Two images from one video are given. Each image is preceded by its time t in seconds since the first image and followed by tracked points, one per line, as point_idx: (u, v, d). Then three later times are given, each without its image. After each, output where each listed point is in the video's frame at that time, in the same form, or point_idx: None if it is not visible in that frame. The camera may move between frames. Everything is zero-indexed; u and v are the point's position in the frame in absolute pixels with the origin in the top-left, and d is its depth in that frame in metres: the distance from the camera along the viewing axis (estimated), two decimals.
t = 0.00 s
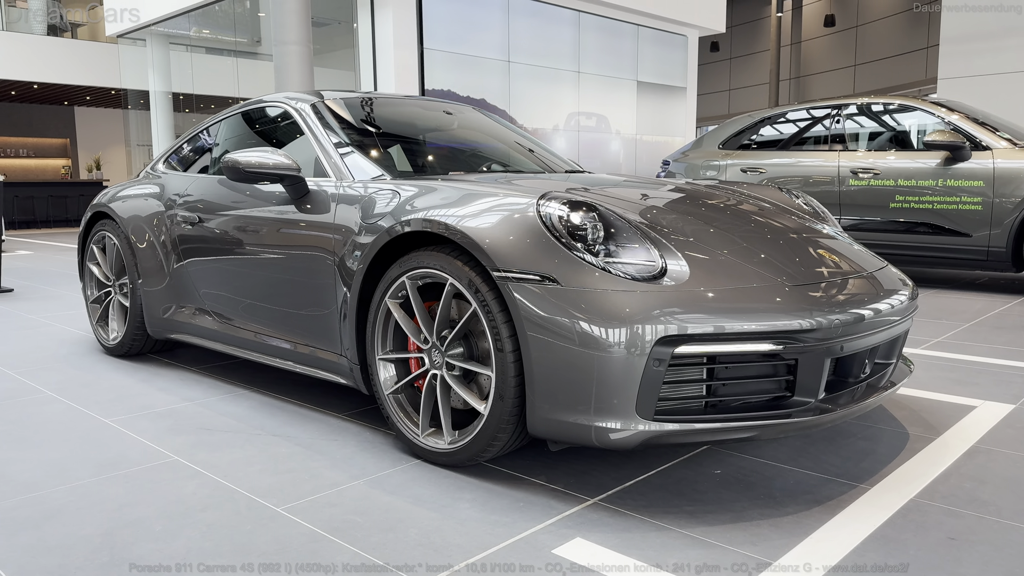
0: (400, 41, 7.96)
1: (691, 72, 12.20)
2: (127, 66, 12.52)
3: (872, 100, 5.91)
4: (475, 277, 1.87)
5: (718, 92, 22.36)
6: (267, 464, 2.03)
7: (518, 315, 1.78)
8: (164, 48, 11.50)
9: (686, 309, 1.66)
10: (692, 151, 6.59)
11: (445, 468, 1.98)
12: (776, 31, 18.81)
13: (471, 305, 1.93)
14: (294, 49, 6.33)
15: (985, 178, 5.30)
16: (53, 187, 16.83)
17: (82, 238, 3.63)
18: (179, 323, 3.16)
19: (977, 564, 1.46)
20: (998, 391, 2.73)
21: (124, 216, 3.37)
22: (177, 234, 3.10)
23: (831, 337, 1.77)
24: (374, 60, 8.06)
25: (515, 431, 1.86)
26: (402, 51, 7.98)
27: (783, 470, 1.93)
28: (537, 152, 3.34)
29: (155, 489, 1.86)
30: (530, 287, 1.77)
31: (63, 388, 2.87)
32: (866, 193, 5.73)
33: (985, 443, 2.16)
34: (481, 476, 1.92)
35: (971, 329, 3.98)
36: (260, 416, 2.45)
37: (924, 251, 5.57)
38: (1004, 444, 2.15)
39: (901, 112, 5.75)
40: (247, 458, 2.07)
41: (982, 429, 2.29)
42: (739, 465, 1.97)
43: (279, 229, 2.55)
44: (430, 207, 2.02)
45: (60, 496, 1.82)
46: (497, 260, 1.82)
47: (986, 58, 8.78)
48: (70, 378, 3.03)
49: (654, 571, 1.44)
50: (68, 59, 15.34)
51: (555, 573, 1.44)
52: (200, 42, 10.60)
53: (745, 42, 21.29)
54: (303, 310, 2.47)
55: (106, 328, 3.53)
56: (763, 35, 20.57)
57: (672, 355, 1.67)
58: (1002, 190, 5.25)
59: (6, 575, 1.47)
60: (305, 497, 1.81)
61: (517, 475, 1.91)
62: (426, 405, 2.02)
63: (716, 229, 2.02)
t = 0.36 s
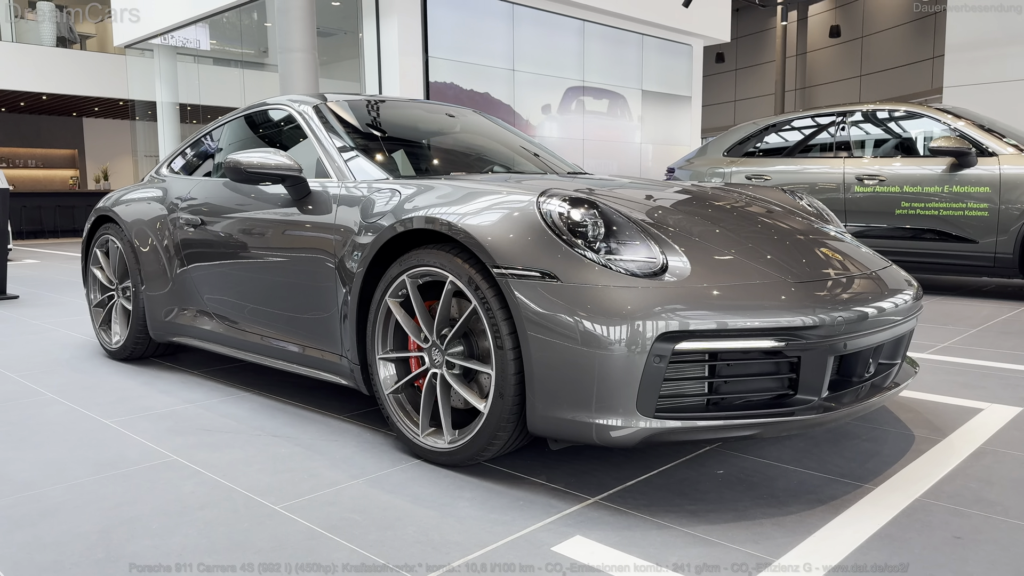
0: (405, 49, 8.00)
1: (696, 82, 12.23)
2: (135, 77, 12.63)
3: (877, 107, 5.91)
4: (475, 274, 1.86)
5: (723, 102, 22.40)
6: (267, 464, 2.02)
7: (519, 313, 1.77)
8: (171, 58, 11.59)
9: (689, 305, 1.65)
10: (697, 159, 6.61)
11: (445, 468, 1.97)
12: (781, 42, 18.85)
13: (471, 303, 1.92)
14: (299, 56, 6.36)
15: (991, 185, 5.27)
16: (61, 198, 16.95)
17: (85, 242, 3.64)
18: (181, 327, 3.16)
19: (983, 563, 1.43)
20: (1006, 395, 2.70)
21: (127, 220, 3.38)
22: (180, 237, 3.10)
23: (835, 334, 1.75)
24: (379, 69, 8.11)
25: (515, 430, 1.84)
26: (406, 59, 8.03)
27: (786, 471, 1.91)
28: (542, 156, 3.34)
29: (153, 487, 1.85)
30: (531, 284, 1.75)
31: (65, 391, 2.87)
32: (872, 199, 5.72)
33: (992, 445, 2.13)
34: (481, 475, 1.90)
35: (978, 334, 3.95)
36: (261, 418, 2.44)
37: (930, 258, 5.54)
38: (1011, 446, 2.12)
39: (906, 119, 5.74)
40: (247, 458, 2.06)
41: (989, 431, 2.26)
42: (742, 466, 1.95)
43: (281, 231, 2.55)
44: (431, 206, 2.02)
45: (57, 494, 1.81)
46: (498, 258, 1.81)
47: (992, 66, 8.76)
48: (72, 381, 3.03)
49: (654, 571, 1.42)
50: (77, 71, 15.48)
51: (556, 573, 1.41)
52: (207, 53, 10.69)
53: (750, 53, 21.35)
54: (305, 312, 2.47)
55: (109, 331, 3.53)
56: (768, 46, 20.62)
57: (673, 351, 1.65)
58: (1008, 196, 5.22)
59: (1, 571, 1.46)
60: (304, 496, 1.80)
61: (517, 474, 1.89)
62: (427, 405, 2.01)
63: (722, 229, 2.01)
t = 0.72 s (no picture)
0: (408, 55, 8.04)
1: (699, 88, 12.24)
2: (140, 83, 12.69)
3: (881, 112, 5.92)
4: (478, 275, 1.87)
5: (726, 108, 22.41)
6: (269, 466, 2.02)
7: (522, 314, 1.77)
8: (176, 65, 11.65)
9: (693, 306, 1.65)
10: (700, 164, 6.63)
11: (448, 470, 1.96)
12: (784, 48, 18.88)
13: (474, 304, 1.92)
14: (303, 61, 6.39)
15: (996, 189, 5.26)
16: (65, 204, 17.03)
17: (90, 246, 3.65)
18: (184, 330, 3.16)
19: (989, 565, 1.42)
20: (1010, 398, 2.69)
21: (131, 223, 3.38)
22: (184, 241, 3.11)
23: (839, 335, 1.74)
24: (383, 75, 8.15)
25: (519, 432, 1.84)
26: (410, 64, 8.07)
27: (791, 472, 1.90)
28: (546, 160, 3.35)
29: (157, 489, 1.85)
30: (534, 285, 1.75)
31: (69, 393, 2.88)
32: (875, 204, 5.72)
33: (997, 447, 2.13)
34: (484, 476, 1.90)
35: (982, 338, 3.94)
36: (264, 420, 2.44)
37: (934, 263, 5.53)
38: (1017, 448, 2.11)
39: (910, 124, 5.73)
40: (249, 460, 2.06)
41: (994, 434, 2.25)
42: (746, 468, 1.94)
43: (285, 234, 2.55)
44: (434, 207, 2.02)
45: (60, 495, 1.81)
46: (501, 259, 1.81)
47: (996, 72, 8.77)
48: (76, 384, 3.04)
49: (655, 571, 1.41)
50: (82, 78, 15.56)
51: (556, 573, 1.41)
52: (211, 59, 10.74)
53: (753, 59, 21.40)
54: (308, 314, 2.47)
55: (113, 335, 3.54)
56: (772, 52, 20.67)
57: (676, 352, 1.65)
58: (1012, 200, 5.20)
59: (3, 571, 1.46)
60: (306, 498, 1.80)
61: (520, 476, 1.89)
62: (430, 407, 2.01)
63: (724, 230, 2.01)
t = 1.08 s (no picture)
0: (408, 57, 8.06)
1: (700, 88, 12.22)
2: (140, 84, 12.69)
3: (882, 113, 5.90)
4: (477, 282, 1.86)
5: (726, 108, 22.40)
6: (267, 472, 2.01)
7: (521, 321, 1.76)
8: (176, 65, 11.65)
9: (692, 313, 1.64)
10: (701, 165, 6.62)
11: (447, 477, 1.96)
12: (784, 48, 18.87)
13: (473, 310, 1.91)
14: (303, 63, 6.38)
15: (996, 191, 5.25)
16: (66, 204, 17.06)
17: (89, 250, 3.64)
18: (183, 334, 3.16)
19: (990, 574, 1.42)
20: (1011, 403, 2.68)
21: (130, 227, 3.38)
22: (183, 244, 3.11)
23: (839, 342, 1.74)
24: (383, 77, 8.17)
25: (518, 439, 1.83)
26: (410, 65, 8.09)
27: (791, 480, 1.89)
28: (545, 163, 3.34)
29: (156, 496, 1.85)
30: (533, 292, 1.75)
31: (67, 398, 2.87)
32: (876, 205, 5.70)
33: (998, 454, 2.12)
34: (483, 483, 1.89)
35: (983, 341, 3.93)
36: (263, 426, 2.43)
37: (935, 265, 5.52)
38: (1018, 454, 2.10)
39: (911, 126, 5.71)
40: (248, 467, 2.05)
41: (995, 440, 2.24)
42: (747, 475, 1.93)
43: (284, 239, 2.55)
44: (432, 213, 2.01)
45: (58, 502, 1.81)
46: (500, 266, 1.81)
47: (997, 73, 8.75)
48: (75, 388, 3.03)
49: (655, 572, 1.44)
50: (82, 79, 15.57)
51: (556, 572, 1.44)
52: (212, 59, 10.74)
53: (754, 58, 21.39)
54: (308, 319, 2.47)
55: (112, 339, 3.53)
56: (772, 52, 20.66)
57: (675, 360, 1.64)
58: (1013, 202, 5.19)
59: None
60: (305, 505, 1.79)
61: (519, 483, 1.88)
62: (428, 413, 2.00)
63: (724, 236, 2.01)
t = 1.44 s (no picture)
0: (407, 52, 8.03)
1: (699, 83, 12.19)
2: (138, 79, 12.66)
3: (882, 110, 5.89)
4: (475, 291, 1.86)
5: (726, 101, 22.34)
6: (266, 480, 2.01)
7: (519, 330, 1.77)
8: (173, 59, 11.61)
9: (689, 324, 1.64)
10: (700, 162, 6.62)
11: (445, 485, 1.96)
12: (784, 41, 18.81)
13: (471, 319, 1.92)
14: (301, 61, 6.37)
15: (995, 189, 5.25)
16: (64, 199, 17.03)
17: (87, 251, 3.64)
18: (182, 337, 3.16)
19: None
20: (1008, 406, 2.68)
21: (128, 229, 3.38)
22: (181, 246, 3.11)
23: (836, 352, 1.74)
24: (382, 72, 8.14)
25: (516, 448, 1.84)
26: (409, 61, 8.05)
27: (788, 487, 1.90)
28: (543, 165, 3.33)
29: (155, 505, 1.85)
30: (530, 302, 1.75)
31: (67, 402, 2.87)
32: (875, 203, 5.70)
33: (995, 460, 2.12)
34: (481, 491, 1.90)
35: (980, 341, 3.93)
36: (262, 431, 2.44)
37: (934, 263, 5.52)
38: (1015, 461, 2.11)
39: (911, 122, 5.71)
40: (247, 475, 2.06)
41: (991, 446, 2.25)
42: (744, 482, 1.94)
43: (282, 244, 2.55)
44: (429, 222, 2.01)
45: (58, 512, 1.81)
46: (497, 275, 1.81)
47: (997, 68, 8.73)
48: (75, 391, 3.04)
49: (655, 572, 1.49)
50: (80, 73, 15.52)
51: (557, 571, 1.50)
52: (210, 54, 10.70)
53: (754, 51, 21.33)
54: (306, 324, 2.47)
55: (111, 340, 3.53)
56: (772, 45, 20.60)
57: (673, 371, 1.65)
58: (1012, 200, 5.19)
59: None
60: (303, 514, 1.80)
61: (517, 491, 1.89)
62: (427, 421, 2.01)
63: (721, 244, 2.01)
